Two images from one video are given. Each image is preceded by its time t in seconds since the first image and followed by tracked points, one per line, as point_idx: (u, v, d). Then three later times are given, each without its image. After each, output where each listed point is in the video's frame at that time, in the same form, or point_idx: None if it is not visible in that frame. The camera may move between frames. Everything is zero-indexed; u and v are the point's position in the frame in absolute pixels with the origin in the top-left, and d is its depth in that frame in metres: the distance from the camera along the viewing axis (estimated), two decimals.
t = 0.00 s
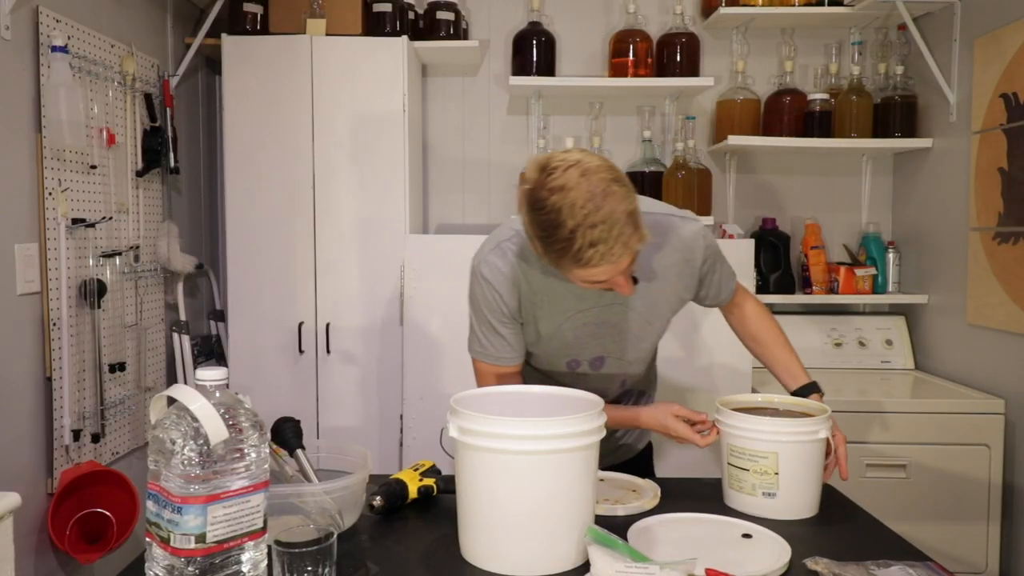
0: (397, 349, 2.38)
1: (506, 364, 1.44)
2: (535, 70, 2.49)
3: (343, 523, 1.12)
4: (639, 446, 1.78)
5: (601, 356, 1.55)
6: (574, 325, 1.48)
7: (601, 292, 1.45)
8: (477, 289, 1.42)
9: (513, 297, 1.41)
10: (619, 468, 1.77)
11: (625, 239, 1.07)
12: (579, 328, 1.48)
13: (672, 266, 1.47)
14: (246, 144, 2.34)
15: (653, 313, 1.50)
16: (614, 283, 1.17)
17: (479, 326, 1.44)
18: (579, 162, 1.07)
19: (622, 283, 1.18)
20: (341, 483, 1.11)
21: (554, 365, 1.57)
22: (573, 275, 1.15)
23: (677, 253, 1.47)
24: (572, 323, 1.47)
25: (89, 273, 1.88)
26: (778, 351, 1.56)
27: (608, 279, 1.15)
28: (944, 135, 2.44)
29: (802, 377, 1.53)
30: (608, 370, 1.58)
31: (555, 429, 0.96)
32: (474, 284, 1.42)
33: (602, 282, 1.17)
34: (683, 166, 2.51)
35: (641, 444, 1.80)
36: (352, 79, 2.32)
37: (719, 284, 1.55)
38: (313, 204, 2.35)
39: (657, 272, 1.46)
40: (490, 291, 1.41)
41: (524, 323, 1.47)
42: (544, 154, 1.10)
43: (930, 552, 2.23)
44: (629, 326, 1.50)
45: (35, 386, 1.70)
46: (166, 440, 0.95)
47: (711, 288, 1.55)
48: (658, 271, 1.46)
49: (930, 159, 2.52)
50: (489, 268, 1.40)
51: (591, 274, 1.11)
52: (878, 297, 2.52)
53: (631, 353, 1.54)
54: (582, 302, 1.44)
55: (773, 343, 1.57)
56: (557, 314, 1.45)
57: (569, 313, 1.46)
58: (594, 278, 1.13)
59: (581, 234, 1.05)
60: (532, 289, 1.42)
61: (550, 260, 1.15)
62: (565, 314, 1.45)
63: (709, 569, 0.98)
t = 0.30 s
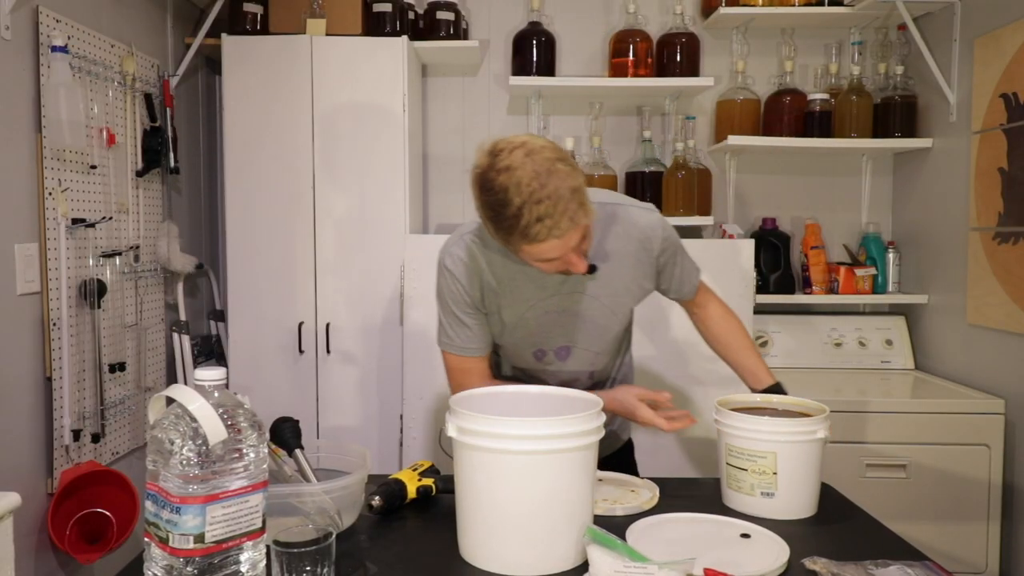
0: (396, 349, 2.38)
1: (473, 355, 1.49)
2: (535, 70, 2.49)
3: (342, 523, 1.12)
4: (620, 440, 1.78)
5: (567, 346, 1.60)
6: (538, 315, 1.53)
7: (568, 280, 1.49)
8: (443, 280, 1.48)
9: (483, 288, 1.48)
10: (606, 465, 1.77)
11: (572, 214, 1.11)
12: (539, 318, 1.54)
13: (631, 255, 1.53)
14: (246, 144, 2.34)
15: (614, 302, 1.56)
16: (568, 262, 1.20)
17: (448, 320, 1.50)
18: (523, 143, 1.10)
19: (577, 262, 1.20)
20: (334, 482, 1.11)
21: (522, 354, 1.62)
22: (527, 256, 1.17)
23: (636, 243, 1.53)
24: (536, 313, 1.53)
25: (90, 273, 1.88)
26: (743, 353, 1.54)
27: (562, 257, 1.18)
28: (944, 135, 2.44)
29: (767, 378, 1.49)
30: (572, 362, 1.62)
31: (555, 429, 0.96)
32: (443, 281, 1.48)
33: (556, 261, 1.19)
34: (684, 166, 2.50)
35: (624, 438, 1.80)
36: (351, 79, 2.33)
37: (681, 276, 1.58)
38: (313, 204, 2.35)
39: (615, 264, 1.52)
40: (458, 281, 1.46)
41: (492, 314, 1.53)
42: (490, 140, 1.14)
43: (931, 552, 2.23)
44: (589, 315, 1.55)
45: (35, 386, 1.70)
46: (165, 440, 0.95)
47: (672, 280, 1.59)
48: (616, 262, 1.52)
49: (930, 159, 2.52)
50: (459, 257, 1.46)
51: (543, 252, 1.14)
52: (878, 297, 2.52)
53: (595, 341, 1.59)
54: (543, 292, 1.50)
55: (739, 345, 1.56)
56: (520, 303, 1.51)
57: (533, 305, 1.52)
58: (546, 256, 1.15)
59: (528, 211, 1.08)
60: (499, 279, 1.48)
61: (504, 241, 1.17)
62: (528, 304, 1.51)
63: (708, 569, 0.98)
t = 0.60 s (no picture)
0: (396, 349, 2.38)
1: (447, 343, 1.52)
2: (535, 70, 2.49)
3: (342, 523, 1.12)
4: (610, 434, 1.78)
5: (538, 334, 1.60)
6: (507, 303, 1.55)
7: (536, 266, 1.52)
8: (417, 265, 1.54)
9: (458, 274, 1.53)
10: (601, 464, 1.74)
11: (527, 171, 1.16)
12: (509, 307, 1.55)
13: (599, 243, 1.54)
14: (246, 144, 2.34)
15: (585, 292, 1.56)
16: (533, 227, 1.24)
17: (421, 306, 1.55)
18: (482, 111, 1.20)
19: (542, 228, 1.24)
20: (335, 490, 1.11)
21: (497, 347, 1.63)
22: (492, 221, 1.23)
23: (603, 233, 1.54)
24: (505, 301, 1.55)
25: (89, 273, 1.88)
26: (719, 355, 1.53)
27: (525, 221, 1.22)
28: (944, 135, 2.44)
29: (743, 381, 1.47)
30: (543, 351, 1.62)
31: (556, 429, 0.96)
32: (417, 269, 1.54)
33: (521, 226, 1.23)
34: (684, 166, 2.51)
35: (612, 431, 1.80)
36: (351, 79, 2.33)
37: (653, 270, 1.58)
38: (313, 204, 2.35)
39: (584, 253, 1.53)
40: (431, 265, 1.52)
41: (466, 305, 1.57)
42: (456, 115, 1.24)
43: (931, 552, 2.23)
44: (558, 303, 1.56)
45: (35, 386, 1.70)
46: (166, 440, 0.95)
47: (644, 272, 1.59)
48: (583, 250, 1.53)
49: (930, 159, 2.52)
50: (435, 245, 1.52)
51: (504, 212, 1.18)
52: (878, 297, 2.52)
53: (566, 329, 1.59)
54: (511, 280, 1.53)
55: (715, 347, 1.54)
56: (490, 290, 1.54)
57: (503, 293, 1.54)
58: (509, 218, 1.20)
59: (483, 163, 1.14)
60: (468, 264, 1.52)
61: (471, 208, 1.23)
62: (498, 292, 1.54)
63: (707, 569, 0.98)
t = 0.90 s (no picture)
0: (396, 349, 2.38)
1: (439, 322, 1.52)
2: (535, 70, 2.49)
3: (342, 523, 1.12)
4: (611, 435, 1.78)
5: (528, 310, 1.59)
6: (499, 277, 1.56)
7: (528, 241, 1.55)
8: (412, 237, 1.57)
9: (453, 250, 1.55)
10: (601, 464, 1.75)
11: (517, 121, 1.27)
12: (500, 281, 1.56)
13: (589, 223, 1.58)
14: (246, 144, 2.34)
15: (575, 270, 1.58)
16: (523, 181, 1.33)
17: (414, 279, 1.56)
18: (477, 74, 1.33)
19: (531, 182, 1.34)
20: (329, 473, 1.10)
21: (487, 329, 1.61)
22: (484, 173, 1.32)
23: (591, 212, 1.58)
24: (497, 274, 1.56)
25: (89, 273, 1.88)
26: (707, 351, 1.52)
27: (515, 172, 1.31)
28: (944, 135, 2.44)
29: (734, 380, 1.48)
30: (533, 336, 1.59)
31: (556, 429, 0.96)
32: (410, 247, 1.57)
33: (511, 180, 1.33)
34: (684, 165, 2.51)
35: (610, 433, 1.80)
36: (350, 78, 2.33)
37: (640, 259, 1.62)
38: (313, 204, 2.35)
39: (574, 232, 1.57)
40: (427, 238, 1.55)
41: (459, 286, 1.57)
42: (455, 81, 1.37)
43: (931, 552, 2.23)
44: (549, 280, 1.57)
45: (35, 386, 1.70)
46: (166, 440, 0.98)
47: (631, 260, 1.62)
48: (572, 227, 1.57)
49: (930, 159, 2.52)
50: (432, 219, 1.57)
51: (495, 159, 1.29)
52: (878, 297, 2.52)
53: (558, 309, 1.59)
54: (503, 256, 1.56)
55: (703, 341, 1.53)
56: (486, 271, 1.56)
57: (494, 265, 1.55)
58: (500, 167, 1.29)
59: (477, 112, 1.26)
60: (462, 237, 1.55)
61: (465, 162, 1.34)
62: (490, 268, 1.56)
63: (707, 569, 0.98)
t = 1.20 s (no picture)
0: (396, 349, 2.38)
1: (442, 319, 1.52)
2: (535, 70, 2.49)
3: (342, 523, 1.12)
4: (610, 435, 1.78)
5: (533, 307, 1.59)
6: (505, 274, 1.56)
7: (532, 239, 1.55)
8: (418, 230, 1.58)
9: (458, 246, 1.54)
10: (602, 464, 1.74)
11: (523, 101, 1.30)
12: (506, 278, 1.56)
13: (594, 220, 1.58)
14: (246, 144, 2.34)
15: (579, 268, 1.58)
16: (528, 165, 1.34)
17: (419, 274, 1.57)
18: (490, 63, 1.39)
19: (536, 167, 1.34)
20: (330, 466, 1.11)
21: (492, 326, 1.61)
22: (489, 153, 1.34)
23: (597, 211, 1.58)
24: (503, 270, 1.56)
25: (89, 273, 1.88)
26: (705, 353, 1.52)
27: (520, 154, 1.32)
28: (944, 135, 2.44)
29: (731, 381, 1.47)
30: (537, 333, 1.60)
31: (556, 429, 0.96)
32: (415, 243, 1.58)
33: (516, 162, 1.33)
34: (684, 165, 2.51)
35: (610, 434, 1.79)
36: (350, 78, 2.33)
37: (643, 259, 1.62)
38: (313, 204, 2.35)
39: (580, 231, 1.57)
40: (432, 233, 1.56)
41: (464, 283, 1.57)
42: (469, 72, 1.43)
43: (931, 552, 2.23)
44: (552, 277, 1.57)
45: (35, 386, 1.70)
46: (166, 440, 0.98)
47: (635, 260, 1.62)
48: (576, 224, 1.57)
49: (931, 159, 2.52)
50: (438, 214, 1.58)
51: (500, 137, 1.30)
52: (878, 297, 2.52)
53: (563, 305, 1.59)
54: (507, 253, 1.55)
55: (702, 343, 1.53)
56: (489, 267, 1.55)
57: (500, 262, 1.55)
58: (504, 146, 1.31)
59: (484, 89, 1.30)
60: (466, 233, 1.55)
61: (471, 144, 1.36)
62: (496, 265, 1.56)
63: (707, 569, 0.98)
